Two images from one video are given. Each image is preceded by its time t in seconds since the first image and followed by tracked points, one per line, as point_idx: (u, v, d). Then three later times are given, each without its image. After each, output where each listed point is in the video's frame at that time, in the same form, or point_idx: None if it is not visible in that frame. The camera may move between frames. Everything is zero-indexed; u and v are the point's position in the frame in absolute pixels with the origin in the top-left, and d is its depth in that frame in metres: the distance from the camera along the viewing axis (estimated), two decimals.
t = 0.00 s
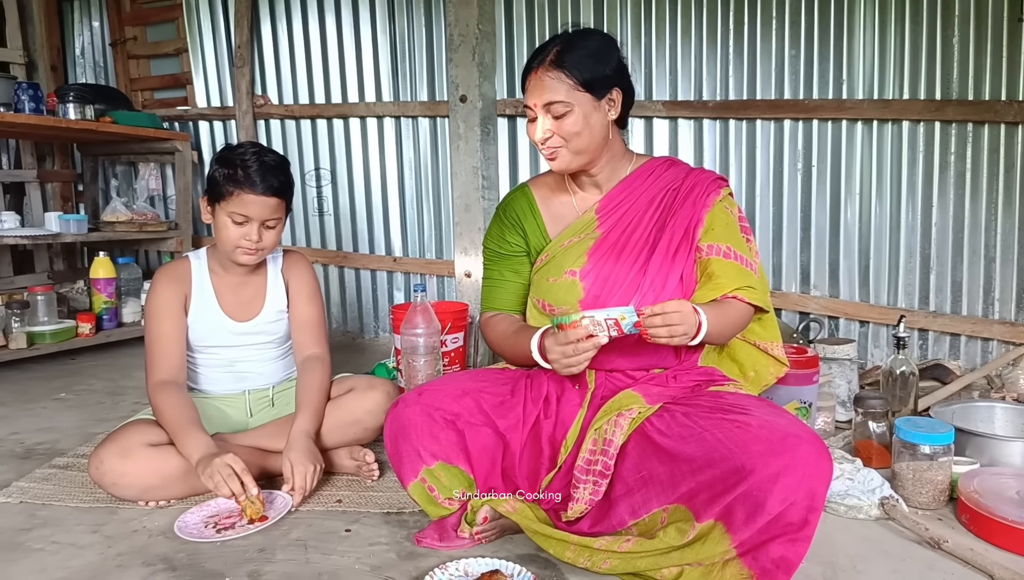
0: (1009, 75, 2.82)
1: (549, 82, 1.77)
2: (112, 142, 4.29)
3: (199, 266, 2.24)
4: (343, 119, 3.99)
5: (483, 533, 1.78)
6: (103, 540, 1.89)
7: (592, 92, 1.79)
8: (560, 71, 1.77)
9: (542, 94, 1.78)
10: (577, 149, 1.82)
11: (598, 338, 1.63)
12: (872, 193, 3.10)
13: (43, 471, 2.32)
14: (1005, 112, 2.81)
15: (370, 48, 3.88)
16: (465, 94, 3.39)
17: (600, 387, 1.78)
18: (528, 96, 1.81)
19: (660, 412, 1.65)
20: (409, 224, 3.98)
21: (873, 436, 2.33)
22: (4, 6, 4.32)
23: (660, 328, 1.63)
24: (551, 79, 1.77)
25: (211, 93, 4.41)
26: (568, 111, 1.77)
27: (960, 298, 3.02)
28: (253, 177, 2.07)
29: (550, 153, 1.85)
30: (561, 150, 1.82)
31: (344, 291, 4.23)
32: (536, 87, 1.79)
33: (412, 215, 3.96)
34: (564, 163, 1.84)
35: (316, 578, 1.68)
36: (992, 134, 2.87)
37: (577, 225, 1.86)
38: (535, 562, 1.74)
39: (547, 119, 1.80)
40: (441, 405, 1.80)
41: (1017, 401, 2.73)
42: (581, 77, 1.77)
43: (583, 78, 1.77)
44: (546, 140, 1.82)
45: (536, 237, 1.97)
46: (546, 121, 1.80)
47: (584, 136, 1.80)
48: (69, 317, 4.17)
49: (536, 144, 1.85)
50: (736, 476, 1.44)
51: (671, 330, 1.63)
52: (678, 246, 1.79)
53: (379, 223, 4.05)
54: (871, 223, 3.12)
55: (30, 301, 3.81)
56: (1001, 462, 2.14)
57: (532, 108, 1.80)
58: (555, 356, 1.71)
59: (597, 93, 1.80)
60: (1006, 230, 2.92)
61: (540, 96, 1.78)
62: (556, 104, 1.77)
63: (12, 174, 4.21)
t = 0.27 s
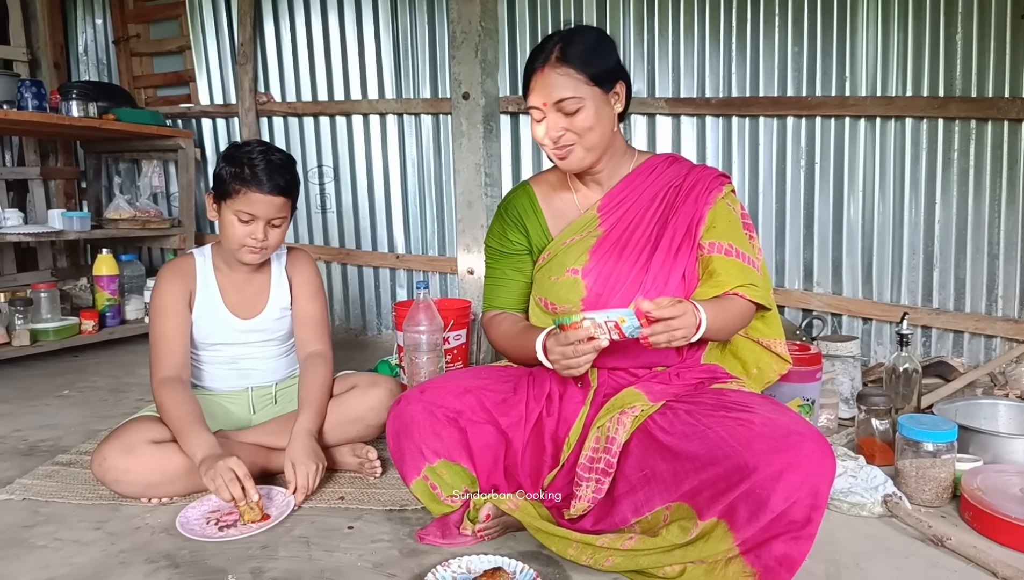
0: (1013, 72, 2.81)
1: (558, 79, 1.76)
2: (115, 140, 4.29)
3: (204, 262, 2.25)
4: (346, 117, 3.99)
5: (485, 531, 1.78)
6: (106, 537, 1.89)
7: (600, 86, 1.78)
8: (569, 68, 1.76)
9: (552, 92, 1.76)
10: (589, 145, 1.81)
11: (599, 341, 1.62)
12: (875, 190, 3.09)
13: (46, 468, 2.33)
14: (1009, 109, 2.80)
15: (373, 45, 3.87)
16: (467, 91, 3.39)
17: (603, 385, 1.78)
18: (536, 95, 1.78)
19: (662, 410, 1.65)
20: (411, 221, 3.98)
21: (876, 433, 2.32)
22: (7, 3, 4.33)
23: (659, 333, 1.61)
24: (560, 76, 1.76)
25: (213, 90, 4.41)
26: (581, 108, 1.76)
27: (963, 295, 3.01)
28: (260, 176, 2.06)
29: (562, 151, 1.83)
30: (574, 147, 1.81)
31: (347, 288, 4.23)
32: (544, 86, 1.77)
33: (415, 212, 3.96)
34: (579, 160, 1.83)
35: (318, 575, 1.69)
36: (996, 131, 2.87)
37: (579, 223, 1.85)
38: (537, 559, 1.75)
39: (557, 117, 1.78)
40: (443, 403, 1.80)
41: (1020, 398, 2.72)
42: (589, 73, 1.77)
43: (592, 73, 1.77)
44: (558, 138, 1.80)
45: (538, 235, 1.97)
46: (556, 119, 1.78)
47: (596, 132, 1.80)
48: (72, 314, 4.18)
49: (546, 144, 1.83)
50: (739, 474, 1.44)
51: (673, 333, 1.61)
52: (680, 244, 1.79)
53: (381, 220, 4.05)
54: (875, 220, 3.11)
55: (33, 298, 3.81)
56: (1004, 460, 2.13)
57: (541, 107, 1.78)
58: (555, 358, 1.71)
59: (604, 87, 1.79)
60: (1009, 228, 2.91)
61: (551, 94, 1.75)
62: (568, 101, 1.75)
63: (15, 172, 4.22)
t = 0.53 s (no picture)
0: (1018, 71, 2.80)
1: (594, 77, 1.76)
2: (119, 138, 4.30)
3: (209, 261, 2.25)
4: (350, 115, 3.99)
5: (487, 529, 1.78)
6: (109, 534, 1.89)
7: (625, 83, 1.81)
8: (599, 67, 1.76)
9: (588, 93, 1.76)
10: (621, 143, 1.84)
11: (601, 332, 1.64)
12: (879, 189, 3.08)
13: (50, 465, 2.33)
14: (1014, 109, 2.79)
15: (376, 44, 3.87)
16: (471, 89, 3.39)
17: (604, 384, 1.78)
18: (572, 93, 1.76)
19: (664, 409, 1.64)
20: (414, 220, 3.98)
21: (879, 433, 2.31)
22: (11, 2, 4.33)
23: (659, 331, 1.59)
24: (596, 75, 1.76)
25: (217, 89, 4.42)
26: (615, 106, 1.77)
27: (967, 295, 3.00)
28: (265, 174, 2.07)
29: (593, 150, 1.83)
30: (608, 145, 1.82)
31: (350, 287, 4.23)
32: (577, 87, 1.76)
33: (418, 210, 3.96)
34: (612, 157, 1.85)
35: (320, 573, 1.69)
36: (1000, 130, 2.86)
37: (581, 223, 1.85)
38: (539, 558, 1.76)
39: (590, 117, 1.78)
40: (443, 403, 1.79)
41: (1023, 398, 2.72)
42: (616, 71, 1.78)
43: (619, 71, 1.79)
44: (593, 137, 1.80)
45: (540, 235, 1.97)
46: (591, 118, 1.78)
47: (626, 128, 1.83)
48: (76, 312, 4.19)
49: (578, 143, 1.82)
50: (741, 473, 1.44)
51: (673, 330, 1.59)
52: (682, 242, 1.78)
53: (384, 219, 4.05)
54: (879, 219, 3.10)
55: (37, 296, 3.82)
56: (1007, 460, 2.13)
57: (578, 106, 1.77)
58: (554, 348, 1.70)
59: (627, 83, 1.82)
60: (1014, 227, 2.90)
61: (586, 95, 1.75)
62: (604, 100, 1.76)
63: (20, 170, 4.23)
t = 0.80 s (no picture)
0: (992, 65, 2.82)
1: (606, 73, 1.75)
2: (97, 138, 4.27)
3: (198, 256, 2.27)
4: (330, 114, 3.98)
5: (462, 528, 1.79)
6: (82, 539, 1.88)
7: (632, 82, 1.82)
8: (612, 63, 1.76)
9: (601, 87, 1.75)
10: (623, 141, 1.84)
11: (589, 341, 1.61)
12: (856, 184, 3.10)
13: (24, 470, 2.32)
14: (988, 103, 2.81)
15: (356, 42, 3.86)
16: (450, 87, 3.38)
17: (580, 382, 1.78)
18: (582, 86, 1.75)
19: (637, 406, 1.64)
20: (396, 218, 3.97)
21: (855, 427, 2.32)
22: None
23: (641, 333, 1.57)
24: (608, 71, 1.75)
25: (197, 88, 4.39)
26: (623, 104, 1.78)
27: (944, 288, 3.03)
28: (237, 152, 2.10)
29: (595, 146, 1.83)
30: (610, 142, 1.82)
31: (333, 286, 4.22)
32: (591, 80, 1.75)
33: (399, 208, 3.95)
34: (610, 155, 1.85)
35: (293, 575, 1.69)
36: (975, 125, 2.87)
37: (565, 218, 1.85)
38: (513, 557, 1.76)
39: (599, 111, 1.78)
40: (417, 404, 1.79)
41: (999, 390, 2.74)
42: (627, 70, 1.79)
43: (630, 69, 1.79)
44: (599, 132, 1.79)
45: (523, 227, 1.96)
46: (598, 113, 1.78)
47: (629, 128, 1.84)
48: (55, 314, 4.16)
49: (582, 137, 1.81)
50: (712, 470, 1.44)
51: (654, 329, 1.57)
52: (668, 240, 1.79)
53: (366, 218, 4.04)
54: (856, 214, 3.12)
55: (14, 298, 3.79)
56: (980, 453, 2.15)
57: (588, 99, 1.76)
58: (541, 356, 1.69)
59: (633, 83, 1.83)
60: (989, 221, 2.92)
61: (600, 89, 1.75)
62: (612, 96, 1.76)
63: None
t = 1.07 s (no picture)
0: (992, 64, 2.81)
1: (610, 72, 1.75)
2: (97, 137, 4.27)
3: (195, 259, 2.28)
4: (330, 112, 3.98)
5: (461, 528, 1.79)
6: (82, 538, 1.88)
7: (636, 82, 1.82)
8: (617, 62, 1.76)
9: (605, 86, 1.75)
10: (626, 141, 1.83)
11: (594, 337, 1.61)
12: (856, 183, 3.10)
13: (24, 468, 2.32)
14: (989, 103, 2.81)
15: (356, 41, 3.86)
16: (450, 86, 3.38)
17: (580, 381, 1.78)
18: (586, 85, 1.75)
19: (637, 405, 1.65)
20: (396, 217, 3.97)
21: (855, 426, 2.32)
22: None
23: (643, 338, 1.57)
24: (611, 69, 1.75)
25: (197, 87, 4.39)
26: (626, 103, 1.78)
27: (944, 287, 3.03)
28: (234, 153, 2.09)
29: (598, 145, 1.83)
30: (613, 142, 1.82)
31: (333, 285, 4.22)
32: (595, 78, 1.75)
33: (399, 207, 3.95)
34: (613, 154, 1.85)
35: (293, 574, 1.69)
36: (976, 124, 2.87)
37: (566, 216, 1.85)
38: (513, 556, 1.76)
39: (602, 110, 1.78)
40: (417, 403, 1.79)
41: (999, 389, 2.74)
42: (631, 70, 1.79)
43: (634, 67, 1.79)
44: (602, 131, 1.79)
45: (524, 225, 1.96)
46: (602, 112, 1.78)
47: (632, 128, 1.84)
48: (55, 313, 4.16)
49: (586, 136, 1.81)
50: (711, 469, 1.44)
51: (660, 333, 1.57)
52: (668, 240, 1.79)
53: (366, 217, 4.04)
54: (856, 213, 3.12)
55: (14, 297, 3.79)
56: (980, 452, 2.15)
57: (592, 98, 1.76)
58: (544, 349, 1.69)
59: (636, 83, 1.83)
60: (989, 220, 2.92)
61: (604, 88, 1.75)
62: (616, 95, 1.76)
63: None
